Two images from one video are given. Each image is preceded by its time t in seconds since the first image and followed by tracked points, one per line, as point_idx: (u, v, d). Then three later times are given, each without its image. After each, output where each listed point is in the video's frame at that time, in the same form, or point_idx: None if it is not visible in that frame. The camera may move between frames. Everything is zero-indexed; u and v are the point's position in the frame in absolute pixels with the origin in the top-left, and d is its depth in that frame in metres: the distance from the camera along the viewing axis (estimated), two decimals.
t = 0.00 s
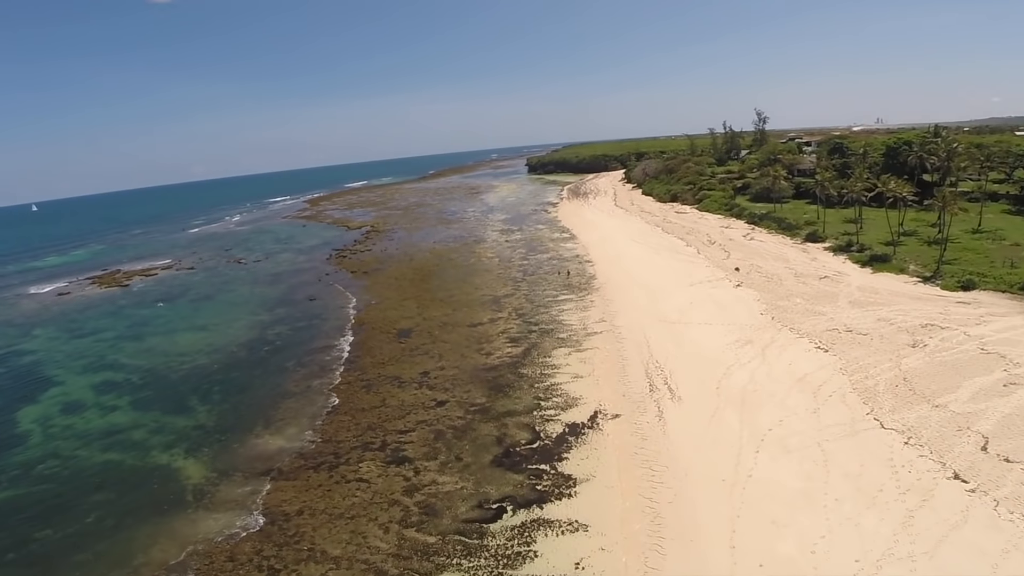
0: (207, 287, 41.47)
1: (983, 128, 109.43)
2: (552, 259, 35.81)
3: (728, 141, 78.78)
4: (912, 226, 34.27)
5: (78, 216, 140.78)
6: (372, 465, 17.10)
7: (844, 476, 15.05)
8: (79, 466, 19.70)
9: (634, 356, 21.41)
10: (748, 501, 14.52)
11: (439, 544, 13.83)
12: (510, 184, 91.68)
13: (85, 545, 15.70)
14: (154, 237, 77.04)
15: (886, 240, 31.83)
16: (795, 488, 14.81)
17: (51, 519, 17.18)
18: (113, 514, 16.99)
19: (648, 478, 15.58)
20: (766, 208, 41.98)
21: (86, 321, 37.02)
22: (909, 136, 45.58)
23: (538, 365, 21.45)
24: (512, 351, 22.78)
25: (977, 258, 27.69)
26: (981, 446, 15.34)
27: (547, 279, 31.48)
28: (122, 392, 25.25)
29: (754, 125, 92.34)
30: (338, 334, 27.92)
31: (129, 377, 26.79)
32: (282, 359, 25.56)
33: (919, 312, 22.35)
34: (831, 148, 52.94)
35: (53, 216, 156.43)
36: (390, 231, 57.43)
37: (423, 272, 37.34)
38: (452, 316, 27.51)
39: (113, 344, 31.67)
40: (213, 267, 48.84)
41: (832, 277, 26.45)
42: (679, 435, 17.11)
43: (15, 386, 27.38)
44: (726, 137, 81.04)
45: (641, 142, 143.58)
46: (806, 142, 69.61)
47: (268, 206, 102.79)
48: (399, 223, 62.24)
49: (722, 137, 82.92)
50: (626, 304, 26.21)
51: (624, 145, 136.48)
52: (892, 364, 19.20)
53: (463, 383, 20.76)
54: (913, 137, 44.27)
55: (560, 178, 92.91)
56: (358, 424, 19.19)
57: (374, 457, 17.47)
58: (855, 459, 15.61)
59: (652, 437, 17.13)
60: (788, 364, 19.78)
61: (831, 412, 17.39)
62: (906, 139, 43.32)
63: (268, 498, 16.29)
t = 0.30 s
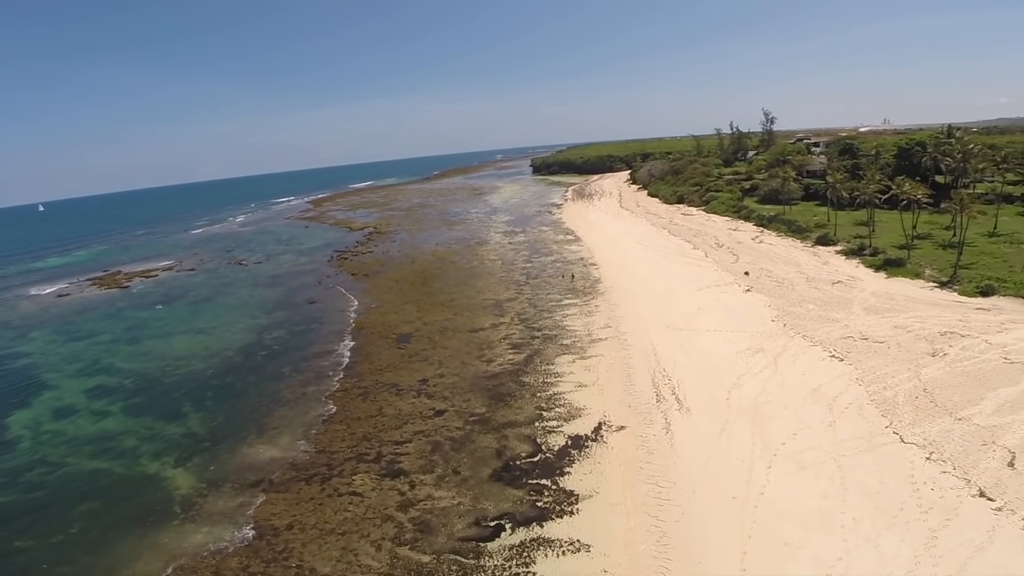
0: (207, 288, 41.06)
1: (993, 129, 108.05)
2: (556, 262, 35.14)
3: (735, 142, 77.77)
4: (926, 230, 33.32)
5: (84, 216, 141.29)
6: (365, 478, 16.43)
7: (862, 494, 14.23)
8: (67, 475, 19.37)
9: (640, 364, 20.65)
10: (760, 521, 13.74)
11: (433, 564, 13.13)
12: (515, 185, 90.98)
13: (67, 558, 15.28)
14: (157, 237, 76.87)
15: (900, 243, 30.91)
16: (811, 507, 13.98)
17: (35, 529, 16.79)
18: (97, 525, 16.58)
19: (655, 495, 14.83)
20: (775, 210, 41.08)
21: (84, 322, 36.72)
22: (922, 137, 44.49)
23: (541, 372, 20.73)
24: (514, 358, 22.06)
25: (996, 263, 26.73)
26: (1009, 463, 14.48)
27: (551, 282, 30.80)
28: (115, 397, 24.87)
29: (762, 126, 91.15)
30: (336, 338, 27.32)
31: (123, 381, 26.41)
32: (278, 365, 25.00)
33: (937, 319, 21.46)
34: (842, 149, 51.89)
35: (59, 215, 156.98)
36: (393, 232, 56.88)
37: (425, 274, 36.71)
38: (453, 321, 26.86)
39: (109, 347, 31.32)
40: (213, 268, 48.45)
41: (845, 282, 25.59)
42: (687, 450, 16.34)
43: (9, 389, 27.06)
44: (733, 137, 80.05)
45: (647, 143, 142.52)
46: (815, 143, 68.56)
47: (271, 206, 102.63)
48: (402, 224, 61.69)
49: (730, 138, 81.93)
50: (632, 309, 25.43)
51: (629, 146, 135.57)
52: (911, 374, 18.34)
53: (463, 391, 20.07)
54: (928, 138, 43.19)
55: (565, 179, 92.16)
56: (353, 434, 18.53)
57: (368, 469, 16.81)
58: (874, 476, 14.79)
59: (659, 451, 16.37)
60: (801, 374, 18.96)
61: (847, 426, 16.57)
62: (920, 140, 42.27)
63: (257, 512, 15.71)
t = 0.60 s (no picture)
0: (205, 290, 40.54)
1: (1003, 129, 106.72)
2: (559, 265, 34.41)
3: (741, 143, 76.89)
4: (940, 233, 32.43)
5: (88, 216, 141.30)
6: (358, 492, 15.76)
7: (880, 513, 13.44)
8: (53, 483, 18.81)
9: (646, 373, 19.92)
10: (772, 541, 12.98)
11: None
12: (518, 186, 90.29)
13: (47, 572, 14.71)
14: (158, 238, 76.54)
15: (913, 247, 30.07)
16: (827, 526, 13.20)
17: (16, 540, 16.22)
18: (80, 537, 15.99)
19: (660, 513, 14.10)
20: (783, 213, 40.25)
21: (80, 325, 36.21)
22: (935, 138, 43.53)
23: (542, 381, 20.02)
24: (515, 365, 21.35)
25: (1013, 267, 25.86)
26: None
27: (554, 286, 30.07)
28: (107, 402, 24.32)
29: (768, 127, 90.23)
30: (334, 342, 26.68)
31: (115, 386, 25.88)
32: (274, 371, 24.38)
33: (956, 327, 20.61)
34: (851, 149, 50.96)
35: (63, 215, 157.21)
36: (394, 233, 56.30)
37: (426, 277, 36.06)
38: (453, 326, 26.19)
39: (104, 350, 30.81)
40: (213, 269, 47.96)
41: (858, 288, 24.76)
42: (695, 465, 15.59)
43: None
44: (739, 138, 79.16)
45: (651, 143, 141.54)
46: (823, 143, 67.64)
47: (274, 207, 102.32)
48: (404, 225, 61.12)
49: (735, 139, 81.05)
50: (637, 315, 24.68)
51: (633, 147, 134.70)
52: (929, 385, 17.54)
53: (462, 400, 19.38)
54: (940, 139, 42.27)
55: (569, 180, 91.44)
56: (347, 445, 17.86)
57: (362, 482, 16.14)
58: (893, 493, 14.00)
59: (665, 466, 15.63)
60: (814, 385, 18.18)
61: (864, 440, 15.78)
62: (932, 141, 41.34)
63: (244, 527, 15.08)
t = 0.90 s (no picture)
0: (203, 293, 39.96)
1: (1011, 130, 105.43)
2: (562, 268, 33.65)
3: (747, 144, 75.98)
4: (954, 236, 31.49)
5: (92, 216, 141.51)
6: (350, 507, 15.06)
7: (901, 534, 12.63)
8: (38, 492, 18.20)
9: (651, 383, 19.15)
10: (786, 564, 12.20)
11: None
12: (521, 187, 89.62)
13: None
14: (159, 239, 76.15)
15: (927, 250, 29.17)
16: (844, 549, 12.39)
17: None
18: (60, 550, 15.34)
19: (667, 534, 13.33)
20: (791, 214, 39.38)
21: (76, 328, 35.68)
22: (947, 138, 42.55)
23: (543, 390, 19.27)
24: (516, 373, 20.62)
25: None
26: None
27: (556, 290, 29.31)
28: (97, 408, 23.72)
29: (774, 127, 89.22)
30: (330, 348, 26.00)
31: (106, 391, 25.29)
32: (267, 377, 23.73)
33: (976, 334, 19.72)
34: (860, 149, 49.97)
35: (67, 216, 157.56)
36: (395, 235, 55.65)
37: (426, 280, 35.37)
38: (453, 331, 25.47)
39: (97, 354, 30.23)
40: (212, 271, 47.39)
41: (872, 293, 23.90)
42: (703, 481, 14.81)
43: None
44: (744, 138, 78.24)
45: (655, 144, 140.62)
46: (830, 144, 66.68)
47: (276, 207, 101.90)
48: (405, 227, 60.50)
49: (741, 139, 80.14)
50: (642, 321, 23.90)
51: (637, 148, 133.85)
52: (950, 397, 16.69)
53: (460, 410, 18.67)
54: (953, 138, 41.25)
55: (572, 181, 90.63)
56: (339, 457, 17.16)
57: (353, 496, 15.44)
58: (916, 513, 13.18)
59: (672, 483, 14.85)
60: (828, 396, 17.36)
61: (883, 456, 14.96)
62: (944, 141, 40.34)
63: (229, 543, 14.39)
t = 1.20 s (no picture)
0: (200, 295, 39.43)
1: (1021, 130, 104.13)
2: (564, 270, 32.97)
3: (753, 144, 75.09)
4: (968, 239, 30.65)
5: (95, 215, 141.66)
6: (341, 522, 14.39)
7: (924, 556, 11.88)
8: (22, 501, 17.64)
9: (657, 392, 18.44)
10: None
11: None
12: (524, 187, 88.95)
13: None
14: (160, 239, 75.81)
15: (941, 254, 28.33)
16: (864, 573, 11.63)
17: None
18: (39, 562, 14.75)
19: (674, 554, 12.61)
20: (800, 217, 38.58)
21: (71, 330, 35.20)
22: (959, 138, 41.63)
23: (545, 400, 18.58)
24: (516, 381, 19.93)
25: None
26: None
27: (559, 293, 28.61)
28: (87, 413, 23.20)
29: (780, 127, 88.29)
30: (327, 352, 25.40)
31: (98, 396, 24.75)
32: (261, 382, 23.13)
33: (996, 342, 18.92)
34: (869, 149, 49.09)
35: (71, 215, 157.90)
36: (397, 236, 55.07)
37: (426, 283, 34.74)
38: (452, 336, 24.80)
39: (91, 357, 29.70)
40: (210, 273, 46.89)
41: (886, 298, 23.12)
42: (712, 498, 14.09)
43: None
44: (750, 139, 77.35)
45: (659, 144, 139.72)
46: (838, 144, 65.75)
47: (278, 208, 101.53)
48: (407, 227, 59.88)
49: (747, 139, 79.26)
50: (647, 326, 23.18)
51: (641, 148, 133.02)
52: (972, 409, 15.90)
53: (458, 420, 18.01)
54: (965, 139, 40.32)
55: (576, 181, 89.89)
56: (332, 468, 16.53)
57: (345, 511, 14.78)
58: (939, 533, 12.42)
59: (679, 500, 14.13)
60: (843, 408, 16.61)
61: (902, 471, 14.21)
62: (956, 141, 39.43)
63: (213, 559, 13.77)
